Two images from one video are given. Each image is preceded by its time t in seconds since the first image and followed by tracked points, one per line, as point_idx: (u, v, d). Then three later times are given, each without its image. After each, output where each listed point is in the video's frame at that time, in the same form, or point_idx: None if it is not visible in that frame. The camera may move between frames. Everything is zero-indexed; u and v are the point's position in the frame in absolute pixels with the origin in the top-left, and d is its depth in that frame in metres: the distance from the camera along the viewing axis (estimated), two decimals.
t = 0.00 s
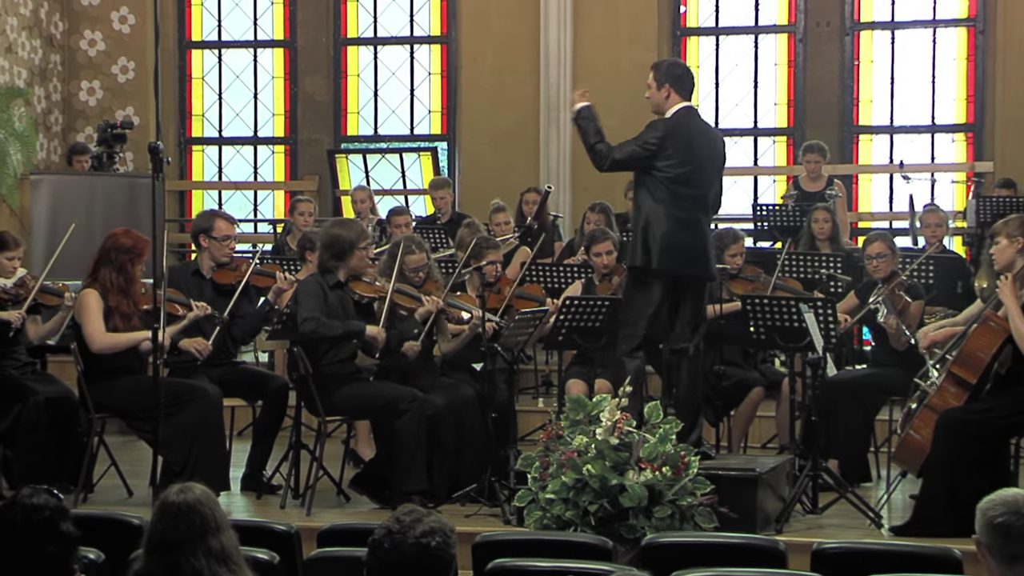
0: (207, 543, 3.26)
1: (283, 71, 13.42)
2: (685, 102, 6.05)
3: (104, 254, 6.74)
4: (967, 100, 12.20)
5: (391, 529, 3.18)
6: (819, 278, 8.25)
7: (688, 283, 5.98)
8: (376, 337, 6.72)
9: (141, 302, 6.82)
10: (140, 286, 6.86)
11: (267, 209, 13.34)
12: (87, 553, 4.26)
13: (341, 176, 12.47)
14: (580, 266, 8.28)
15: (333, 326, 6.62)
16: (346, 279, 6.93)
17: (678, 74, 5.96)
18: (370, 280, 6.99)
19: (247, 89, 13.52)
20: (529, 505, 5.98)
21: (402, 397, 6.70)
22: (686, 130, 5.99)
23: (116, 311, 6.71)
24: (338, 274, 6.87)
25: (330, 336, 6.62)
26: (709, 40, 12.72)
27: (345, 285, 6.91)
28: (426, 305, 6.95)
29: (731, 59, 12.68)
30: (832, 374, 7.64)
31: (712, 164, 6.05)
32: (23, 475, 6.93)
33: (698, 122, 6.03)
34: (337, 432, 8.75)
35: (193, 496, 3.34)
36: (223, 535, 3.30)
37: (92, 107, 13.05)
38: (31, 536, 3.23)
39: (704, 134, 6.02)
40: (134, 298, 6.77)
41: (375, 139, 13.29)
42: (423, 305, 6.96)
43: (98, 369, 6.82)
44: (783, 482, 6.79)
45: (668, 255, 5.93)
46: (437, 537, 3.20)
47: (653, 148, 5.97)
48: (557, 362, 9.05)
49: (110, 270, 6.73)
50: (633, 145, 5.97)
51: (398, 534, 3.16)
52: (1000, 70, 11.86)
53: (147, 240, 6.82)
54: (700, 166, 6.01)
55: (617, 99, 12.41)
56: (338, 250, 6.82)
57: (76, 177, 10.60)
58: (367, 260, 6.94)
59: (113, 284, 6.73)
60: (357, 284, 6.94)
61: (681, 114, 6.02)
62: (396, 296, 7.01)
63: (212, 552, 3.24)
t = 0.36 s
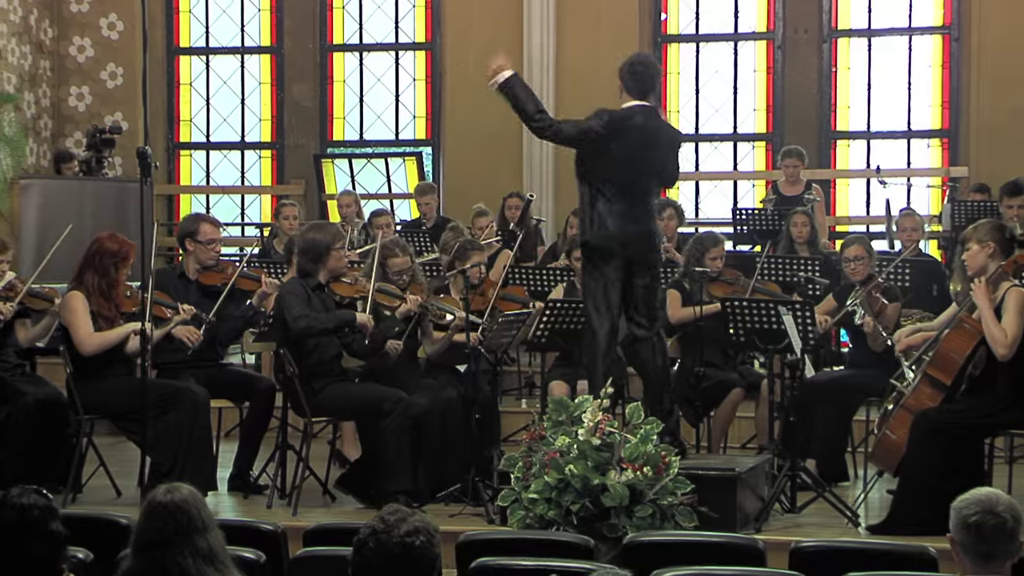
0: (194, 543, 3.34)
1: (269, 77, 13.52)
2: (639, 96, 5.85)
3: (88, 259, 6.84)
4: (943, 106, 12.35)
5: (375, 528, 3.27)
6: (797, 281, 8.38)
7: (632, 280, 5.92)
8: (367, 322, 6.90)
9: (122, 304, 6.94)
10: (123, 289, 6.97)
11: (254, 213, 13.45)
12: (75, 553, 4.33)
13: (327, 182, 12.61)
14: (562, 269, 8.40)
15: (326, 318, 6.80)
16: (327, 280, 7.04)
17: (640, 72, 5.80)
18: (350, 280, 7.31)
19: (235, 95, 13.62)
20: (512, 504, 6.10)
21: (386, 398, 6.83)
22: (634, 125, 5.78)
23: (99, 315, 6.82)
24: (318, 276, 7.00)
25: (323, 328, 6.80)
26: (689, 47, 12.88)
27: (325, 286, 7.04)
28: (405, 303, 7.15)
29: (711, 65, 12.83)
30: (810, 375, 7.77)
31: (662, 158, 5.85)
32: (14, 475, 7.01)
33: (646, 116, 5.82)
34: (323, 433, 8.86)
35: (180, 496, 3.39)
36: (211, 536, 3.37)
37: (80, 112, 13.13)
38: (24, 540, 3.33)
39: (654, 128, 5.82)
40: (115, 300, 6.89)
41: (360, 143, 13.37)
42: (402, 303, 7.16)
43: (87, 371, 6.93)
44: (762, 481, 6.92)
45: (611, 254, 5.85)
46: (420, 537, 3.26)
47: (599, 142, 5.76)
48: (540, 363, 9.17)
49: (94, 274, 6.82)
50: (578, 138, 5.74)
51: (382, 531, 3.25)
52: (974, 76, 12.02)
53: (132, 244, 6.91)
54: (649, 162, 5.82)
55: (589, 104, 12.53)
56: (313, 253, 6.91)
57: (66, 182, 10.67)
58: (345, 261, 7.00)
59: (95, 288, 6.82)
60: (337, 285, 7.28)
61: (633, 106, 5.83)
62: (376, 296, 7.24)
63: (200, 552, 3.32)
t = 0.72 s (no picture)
0: (187, 541, 3.46)
1: (262, 84, 13.67)
2: (596, 112, 6.46)
3: (88, 261, 6.98)
4: (921, 113, 12.56)
5: (365, 527, 3.37)
6: (779, 284, 8.56)
7: (615, 277, 6.32)
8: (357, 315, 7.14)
9: (125, 307, 7.07)
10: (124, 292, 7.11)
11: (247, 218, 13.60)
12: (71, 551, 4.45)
13: (318, 187, 12.79)
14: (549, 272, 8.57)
15: (322, 318, 7.00)
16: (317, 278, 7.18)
17: (588, 85, 6.37)
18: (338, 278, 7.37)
19: (228, 102, 13.76)
20: (500, 503, 6.25)
21: (376, 399, 6.99)
22: (588, 134, 6.39)
23: (101, 315, 6.96)
24: (309, 275, 7.16)
25: (321, 330, 7.00)
26: (672, 55, 13.05)
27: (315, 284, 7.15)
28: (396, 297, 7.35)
29: (694, 73, 13.01)
30: (791, 377, 7.95)
31: (626, 161, 6.40)
32: (11, 475, 7.12)
33: (601, 126, 6.42)
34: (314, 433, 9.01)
35: (172, 495, 3.51)
36: (204, 534, 3.50)
37: (76, 118, 13.29)
38: (16, 538, 3.47)
39: (609, 134, 6.41)
40: (119, 302, 7.03)
41: (350, 150, 13.52)
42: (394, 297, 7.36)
43: (83, 371, 7.09)
44: (744, 480, 7.08)
45: (590, 257, 6.30)
46: (410, 536, 3.38)
47: (562, 160, 6.38)
48: (526, 365, 9.34)
49: (95, 275, 6.96)
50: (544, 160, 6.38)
51: (372, 530, 3.35)
52: (952, 84, 12.19)
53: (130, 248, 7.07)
54: (611, 165, 6.37)
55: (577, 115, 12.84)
56: (302, 253, 7.09)
57: (63, 187, 10.81)
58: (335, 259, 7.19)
59: (98, 290, 6.96)
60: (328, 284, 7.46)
61: (590, 122, 6.44)
62: (368, 291, 7.41)
63: (193, 550, 3.45)
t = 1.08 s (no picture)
0: (185, 537, 3.45)
1: (257, 93, 13.84)
2: (586, 122, 6.66)
3: (72, 265, 7.15)
4: (898, 122, 12.79)
5: (358, 525, 3.45)
6: (761, 288, 8.76)
7: (598, 285, 6.56)
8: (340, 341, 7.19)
9: (110, 306, 7.23)
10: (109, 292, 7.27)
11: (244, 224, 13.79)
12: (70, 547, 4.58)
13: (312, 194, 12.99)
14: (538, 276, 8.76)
15: (301, 333, 7.10)
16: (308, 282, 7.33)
17: (579, 96, 6.56)
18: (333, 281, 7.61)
19: (224, 110, 13.91)
20: (490, 502, 6.44)
21: (367, 401, 7.17)
22: (572, 146, 6.62)
23: (84, 315, 7.12)
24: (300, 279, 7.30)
25: (297, 342, 7.10)
26: (658, 64, 13.26)
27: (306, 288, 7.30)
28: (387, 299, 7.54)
29: (678, 82, 13.23)
30: (773, 378, 8.15)
31: (610, 173, 6.60)
32: (12, 475, 7.29)
33: (588, 138, 6.63)
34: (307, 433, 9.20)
35: (169, 494, 3.52)
36: (199, 531, 3.47)
37: (76, 126, 13.49)
38: (17, 537, 3.55)
39: (593, 145, 6.61)
40: (101, 301, 7.18)
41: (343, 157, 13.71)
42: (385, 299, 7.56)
43: (81, 373, 7.24)
44: (727, 479, 7.27)
45: (574, 266, 6.55)
46: (400, 534, 3.44)
47: (547, 175, 6.61)
48: (515, 366, 9.54)
49: (78, 278, 7.13)
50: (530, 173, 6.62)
51: (364, 528, 3.43)
52: (929, 93, 12.42)
53: (111, 248, 7.23)
54: (595, 176, 6.58)
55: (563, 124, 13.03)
56: (294, 256, 7.23)
57: (62, 194, 11.01)
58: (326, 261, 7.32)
59: (82, 292, 7.13)
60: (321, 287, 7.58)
61: (579, 133, 6.65)
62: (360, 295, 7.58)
63: (189, 548, 3.44)
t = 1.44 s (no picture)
0: (182, 535, 3.50)
1: (255, 102, 14.08)
2: (593, 129, 6.71)
3: (85, 270, 7.38)
4: (878, 130, 13.05)
5: (352, 523, 3.40)
6: (745, 292, 8.98)
7: (598, 288, 6.61)
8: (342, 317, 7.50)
9: (119, 311, 7.43)
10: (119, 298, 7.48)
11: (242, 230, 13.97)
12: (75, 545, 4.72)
13: (308, 200, 13.17)
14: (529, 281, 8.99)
15: (307, 319, 7.35)
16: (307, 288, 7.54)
17: (591, 101, 6.59)
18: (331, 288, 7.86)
19: (223, 118, 14.16)
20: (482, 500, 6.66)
21: (363, 402, 7.41)
22: (579, 151, 6.66)
23: (95, 321, 7.34)
24: (301, 285, 7.53)
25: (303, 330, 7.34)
26: (645, 75, 13.50)
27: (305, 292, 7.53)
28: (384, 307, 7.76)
29: (666, 92, 13.48)
30: (757, 380, 8.38)
31: (616, 180, 6.67)
32: (16, 475, 7.52)
33: (595, 143, 6.69)
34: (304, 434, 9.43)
35: (169, 492, 3.57)
36: (198, 529, 3.54)
37: (79, 135, 13.71)
38: (19, 535, 3.37)
39: (600, 151, 6.67)
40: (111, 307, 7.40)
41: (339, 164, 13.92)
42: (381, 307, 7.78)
43: (86, 375, 7.45)
44: (712, 478, 7.47)
45: (581, 268, 6.60)
46: (395, 531, 3.40)
47: (554, 178, 6.64)
48: (507, 368, 9.78)
49: (90, 284, 7.36)
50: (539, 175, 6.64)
51: (359, 525, 3.40)
52: (907, 101, 12.69)
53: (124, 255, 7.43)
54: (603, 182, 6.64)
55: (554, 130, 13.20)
56: (295, 264, 7.45)
57: (64, 200, 11.23)
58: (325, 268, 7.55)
59: (94, 297, 7.35)
60: (320, 293, 7.86)
61: (587, 138, 6.70)
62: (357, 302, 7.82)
63: (189, 544, 3.51)
